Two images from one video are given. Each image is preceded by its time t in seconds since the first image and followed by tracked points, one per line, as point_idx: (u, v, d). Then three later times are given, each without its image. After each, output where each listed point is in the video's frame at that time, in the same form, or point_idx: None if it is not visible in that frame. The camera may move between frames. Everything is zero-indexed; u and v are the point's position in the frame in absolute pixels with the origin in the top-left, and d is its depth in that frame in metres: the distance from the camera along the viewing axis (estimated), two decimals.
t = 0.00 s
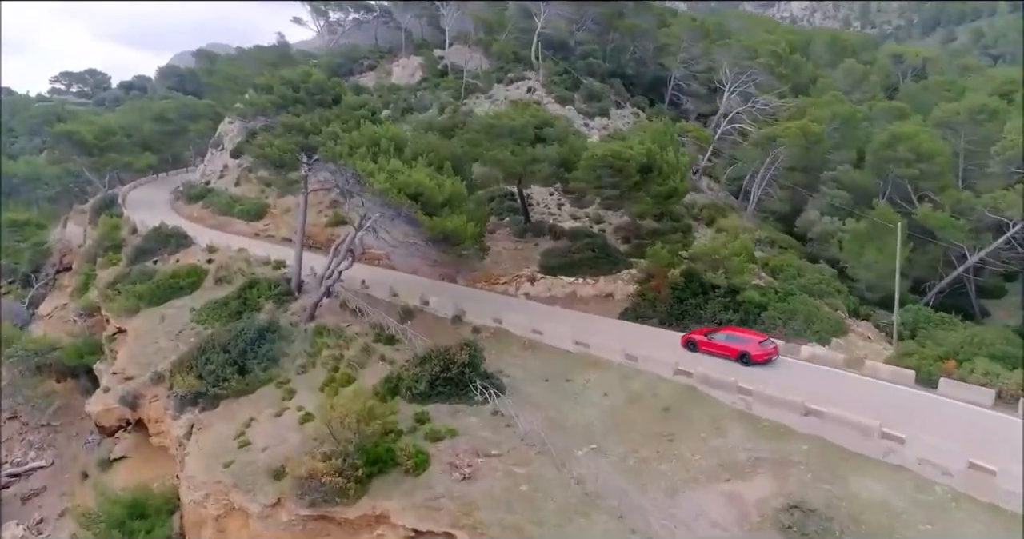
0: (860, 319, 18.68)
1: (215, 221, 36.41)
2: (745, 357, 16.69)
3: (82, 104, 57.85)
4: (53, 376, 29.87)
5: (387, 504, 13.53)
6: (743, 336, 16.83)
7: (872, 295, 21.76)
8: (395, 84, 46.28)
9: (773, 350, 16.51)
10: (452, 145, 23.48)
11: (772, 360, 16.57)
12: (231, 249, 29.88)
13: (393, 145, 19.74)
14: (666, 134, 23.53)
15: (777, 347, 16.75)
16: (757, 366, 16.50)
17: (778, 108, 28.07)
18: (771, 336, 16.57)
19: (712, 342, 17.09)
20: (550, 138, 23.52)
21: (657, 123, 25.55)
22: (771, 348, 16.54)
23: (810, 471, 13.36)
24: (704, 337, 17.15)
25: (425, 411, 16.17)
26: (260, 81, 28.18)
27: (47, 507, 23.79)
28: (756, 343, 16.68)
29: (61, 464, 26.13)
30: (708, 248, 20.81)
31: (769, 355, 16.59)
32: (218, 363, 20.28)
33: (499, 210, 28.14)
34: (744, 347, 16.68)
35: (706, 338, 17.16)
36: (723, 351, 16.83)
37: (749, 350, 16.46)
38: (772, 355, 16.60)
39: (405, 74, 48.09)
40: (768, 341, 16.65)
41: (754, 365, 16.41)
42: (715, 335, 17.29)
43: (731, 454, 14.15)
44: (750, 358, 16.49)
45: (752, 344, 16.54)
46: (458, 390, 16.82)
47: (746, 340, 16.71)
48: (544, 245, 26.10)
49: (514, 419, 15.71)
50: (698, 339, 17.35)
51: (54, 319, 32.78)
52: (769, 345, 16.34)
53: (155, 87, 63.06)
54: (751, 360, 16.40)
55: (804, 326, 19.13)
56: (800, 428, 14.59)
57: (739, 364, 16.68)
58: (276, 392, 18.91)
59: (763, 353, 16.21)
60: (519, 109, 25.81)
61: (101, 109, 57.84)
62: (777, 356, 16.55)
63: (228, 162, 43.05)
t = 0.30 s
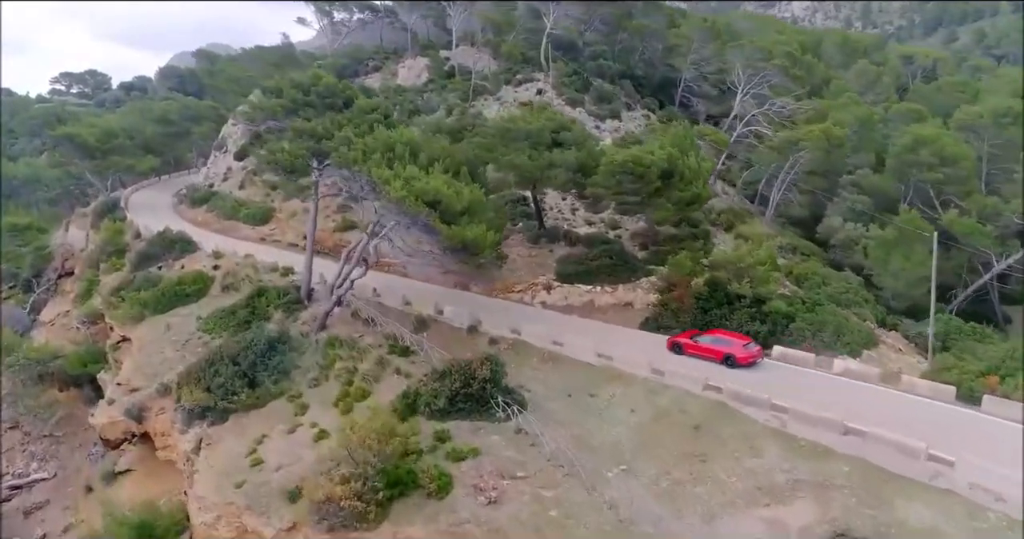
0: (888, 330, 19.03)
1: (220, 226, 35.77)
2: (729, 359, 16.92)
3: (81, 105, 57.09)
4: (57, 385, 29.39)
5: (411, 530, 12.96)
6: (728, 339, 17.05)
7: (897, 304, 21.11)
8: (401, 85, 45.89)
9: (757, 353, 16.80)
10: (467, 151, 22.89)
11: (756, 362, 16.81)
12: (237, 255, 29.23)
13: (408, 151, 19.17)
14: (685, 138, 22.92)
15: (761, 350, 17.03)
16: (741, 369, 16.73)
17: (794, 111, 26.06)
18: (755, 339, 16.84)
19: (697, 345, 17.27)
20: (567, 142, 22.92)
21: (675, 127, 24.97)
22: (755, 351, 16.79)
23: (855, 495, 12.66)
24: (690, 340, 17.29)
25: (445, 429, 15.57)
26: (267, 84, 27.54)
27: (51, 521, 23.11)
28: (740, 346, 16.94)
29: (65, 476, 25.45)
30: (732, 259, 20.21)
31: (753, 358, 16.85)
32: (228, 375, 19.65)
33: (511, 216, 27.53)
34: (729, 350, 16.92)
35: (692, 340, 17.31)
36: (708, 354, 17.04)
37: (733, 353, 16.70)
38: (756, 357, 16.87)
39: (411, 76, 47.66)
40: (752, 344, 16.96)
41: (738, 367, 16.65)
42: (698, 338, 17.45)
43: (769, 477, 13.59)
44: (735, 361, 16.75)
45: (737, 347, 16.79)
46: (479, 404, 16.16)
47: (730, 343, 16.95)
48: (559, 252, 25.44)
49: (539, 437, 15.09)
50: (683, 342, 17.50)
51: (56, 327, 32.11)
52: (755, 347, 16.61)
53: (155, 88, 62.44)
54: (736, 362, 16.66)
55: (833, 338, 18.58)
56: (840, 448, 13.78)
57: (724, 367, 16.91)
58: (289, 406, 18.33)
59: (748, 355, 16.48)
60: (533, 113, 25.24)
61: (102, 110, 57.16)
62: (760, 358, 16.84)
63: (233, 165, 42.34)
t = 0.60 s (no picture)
0: (923, 343, 17.15)
1: (226, 231, 35.10)
2: (711, 362, 17.18)
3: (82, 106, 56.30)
4: (59, 395, 28.64)
5: None
6: (710, 341, 17.32)
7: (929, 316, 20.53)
8: (408, 86, 45.35)
9: (738, 355, 17.03)
10: (485, 157, 22.22)
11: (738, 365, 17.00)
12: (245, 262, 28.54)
13: (428, 157, 18.42)
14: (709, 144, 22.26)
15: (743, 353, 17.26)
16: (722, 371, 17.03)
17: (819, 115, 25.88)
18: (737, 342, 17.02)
19: (679, 347, 17.57)
20: (588, 149, 22.34)
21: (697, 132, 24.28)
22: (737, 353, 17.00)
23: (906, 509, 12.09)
24: (672, 342, 17.67)
25: (471, 450, 14.90)
26: (275, 86, 26.80)
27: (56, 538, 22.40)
28: (722, 348, 17.16)
29: (69, 490, 24.78)
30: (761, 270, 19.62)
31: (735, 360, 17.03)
32: (240, 390, 18.97)
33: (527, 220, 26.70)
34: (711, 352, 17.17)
35: (675, 343, 17.65)
36: (691, 357, 17.30)
37: (715, 355, 16.93)
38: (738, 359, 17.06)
39: (418, 77, 47.16)
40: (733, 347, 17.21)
41: (719, 370, 16.90)
42: (681, 341, 17.75)
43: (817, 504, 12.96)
44: (717, 363, 16.97)
45: (718, 349, 17.03)
46: (505, 424, 15.50)
47: (713, 346, 17.20)
48: (577, 260, 24.73)
49: (570, 460, 14.41)
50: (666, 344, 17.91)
51: (58, 335, 31.33)
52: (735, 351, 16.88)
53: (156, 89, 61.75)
54: (717, 365, 16.91)
55: (870, 352, 17.72)
56: (892, 473, 12.93)
57: (706, 369, 17.15)
58: (304, 423, 17.66)
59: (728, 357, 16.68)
60: (551, 117, 24.58)
61: (102, 112, 56.40)
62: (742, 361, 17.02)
63: (237, 169, 41.56)
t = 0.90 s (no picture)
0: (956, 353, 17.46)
1: (232, 235, 34.58)
2: (694, 365, 17.18)
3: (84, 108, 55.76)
4: (64, 404, 28.03)
5: None
6: (694, 344, 17.32)
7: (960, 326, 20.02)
8: (416, 88, 44.86)
9: (721, 358, 17.05)
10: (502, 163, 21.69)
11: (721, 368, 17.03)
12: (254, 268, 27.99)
13: (447, 164, 17.84)
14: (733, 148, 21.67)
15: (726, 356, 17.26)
16: (707, 374, 16.95)
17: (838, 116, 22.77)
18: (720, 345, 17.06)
19: (663, 349, 17.61)
20: (608, 153, 21.69)
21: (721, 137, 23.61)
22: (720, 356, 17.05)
23: (947, 533, 11.18)
24: (658, 345, 17.68)
25: (495, 473, 14.33)
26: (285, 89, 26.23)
27: None
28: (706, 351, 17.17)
29: (74, 502, 24.21)
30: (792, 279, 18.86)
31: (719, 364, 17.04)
32: (251, 403, 18.43)
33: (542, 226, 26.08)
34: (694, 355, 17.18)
35: (659, 345, 17.67)
36: (674, 359, 17.31)
37: (699, 358, 16.93)
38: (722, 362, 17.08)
39: (426, 79, 46.69)
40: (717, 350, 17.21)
41: (703, 373, 16.89)
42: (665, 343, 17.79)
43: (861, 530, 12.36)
44: (701, 366, 16.96)
45: (702, 352, 17.02)
46: (529, 443, 14.94)
47: (697, 348, 17.20)
48: (595, 267, 24.16)
49: (599, 482, 13.90)
50: (652, 347, 17.90)
51: (62, 343, 30.78)
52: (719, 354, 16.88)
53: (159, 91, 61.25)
54: (700, 368, 16.90)
55: (903, 365, 16.90)
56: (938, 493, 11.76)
57: (690, 371, 17.16)
58: (319, 439, 17.13)
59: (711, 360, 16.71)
60: (570, 121, 24.07)
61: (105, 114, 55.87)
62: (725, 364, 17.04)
63: (241, 171, 40.83)
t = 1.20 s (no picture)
0: None
1: (240, 241, 33.98)
2: (675, 366, 17.30)
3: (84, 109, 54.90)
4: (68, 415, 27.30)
5: None
6: (674, 345, 17.46)
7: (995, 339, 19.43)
8: (424, 90, 44.39)
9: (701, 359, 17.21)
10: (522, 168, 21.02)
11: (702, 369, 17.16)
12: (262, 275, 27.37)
13: (470, 172, 17.16)
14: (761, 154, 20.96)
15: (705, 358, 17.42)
16: (688, 376, 17.10)
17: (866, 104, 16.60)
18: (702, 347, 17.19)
19: (644, 350, 17.70)
20: (631, 160, 21.38)
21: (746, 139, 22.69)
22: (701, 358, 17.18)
23: None
24: (639, 347, 17.80)
25: (528, 498, 13.93)
26: (295, 92, 25.58)
27: None
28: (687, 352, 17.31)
29: (79, 518, 23.39)
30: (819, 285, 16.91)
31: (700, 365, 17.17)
32: (265, 419, 17.79)
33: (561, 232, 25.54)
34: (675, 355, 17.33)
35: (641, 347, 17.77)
36: (656, 360, 17.44)
37: (680, 359, 17.06)
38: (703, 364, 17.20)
39: (433, 81, 46.17)
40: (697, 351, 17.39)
41: (685, 374, 17.03)
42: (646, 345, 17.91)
43: None
44: (682, 368, 17.09)
45: (683, 353, 17.16)
46: (559, 465, 14.80)
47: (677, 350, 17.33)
48: (615, 275, 23.45)
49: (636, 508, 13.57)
50: (633, 349, 17.97)
51: (66, 351, 30.07)
52: (700, 356, 17.03)
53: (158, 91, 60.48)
54: (682, 369, 17.04)
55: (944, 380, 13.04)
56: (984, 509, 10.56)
57: (671, 372, 17.30)
58: (337, 458, 16.54)
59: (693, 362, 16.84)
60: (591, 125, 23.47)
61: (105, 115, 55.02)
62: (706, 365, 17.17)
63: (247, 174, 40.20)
